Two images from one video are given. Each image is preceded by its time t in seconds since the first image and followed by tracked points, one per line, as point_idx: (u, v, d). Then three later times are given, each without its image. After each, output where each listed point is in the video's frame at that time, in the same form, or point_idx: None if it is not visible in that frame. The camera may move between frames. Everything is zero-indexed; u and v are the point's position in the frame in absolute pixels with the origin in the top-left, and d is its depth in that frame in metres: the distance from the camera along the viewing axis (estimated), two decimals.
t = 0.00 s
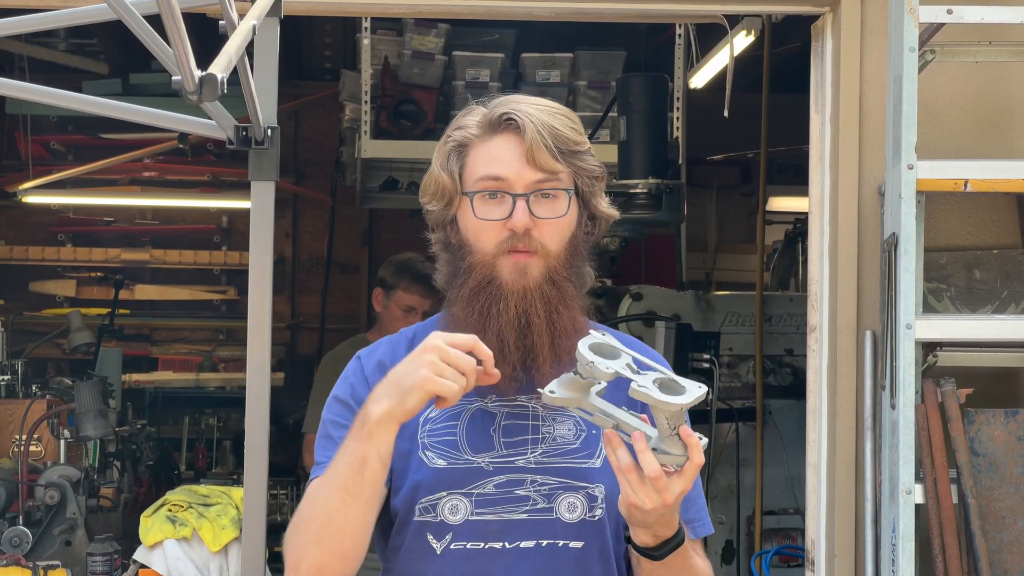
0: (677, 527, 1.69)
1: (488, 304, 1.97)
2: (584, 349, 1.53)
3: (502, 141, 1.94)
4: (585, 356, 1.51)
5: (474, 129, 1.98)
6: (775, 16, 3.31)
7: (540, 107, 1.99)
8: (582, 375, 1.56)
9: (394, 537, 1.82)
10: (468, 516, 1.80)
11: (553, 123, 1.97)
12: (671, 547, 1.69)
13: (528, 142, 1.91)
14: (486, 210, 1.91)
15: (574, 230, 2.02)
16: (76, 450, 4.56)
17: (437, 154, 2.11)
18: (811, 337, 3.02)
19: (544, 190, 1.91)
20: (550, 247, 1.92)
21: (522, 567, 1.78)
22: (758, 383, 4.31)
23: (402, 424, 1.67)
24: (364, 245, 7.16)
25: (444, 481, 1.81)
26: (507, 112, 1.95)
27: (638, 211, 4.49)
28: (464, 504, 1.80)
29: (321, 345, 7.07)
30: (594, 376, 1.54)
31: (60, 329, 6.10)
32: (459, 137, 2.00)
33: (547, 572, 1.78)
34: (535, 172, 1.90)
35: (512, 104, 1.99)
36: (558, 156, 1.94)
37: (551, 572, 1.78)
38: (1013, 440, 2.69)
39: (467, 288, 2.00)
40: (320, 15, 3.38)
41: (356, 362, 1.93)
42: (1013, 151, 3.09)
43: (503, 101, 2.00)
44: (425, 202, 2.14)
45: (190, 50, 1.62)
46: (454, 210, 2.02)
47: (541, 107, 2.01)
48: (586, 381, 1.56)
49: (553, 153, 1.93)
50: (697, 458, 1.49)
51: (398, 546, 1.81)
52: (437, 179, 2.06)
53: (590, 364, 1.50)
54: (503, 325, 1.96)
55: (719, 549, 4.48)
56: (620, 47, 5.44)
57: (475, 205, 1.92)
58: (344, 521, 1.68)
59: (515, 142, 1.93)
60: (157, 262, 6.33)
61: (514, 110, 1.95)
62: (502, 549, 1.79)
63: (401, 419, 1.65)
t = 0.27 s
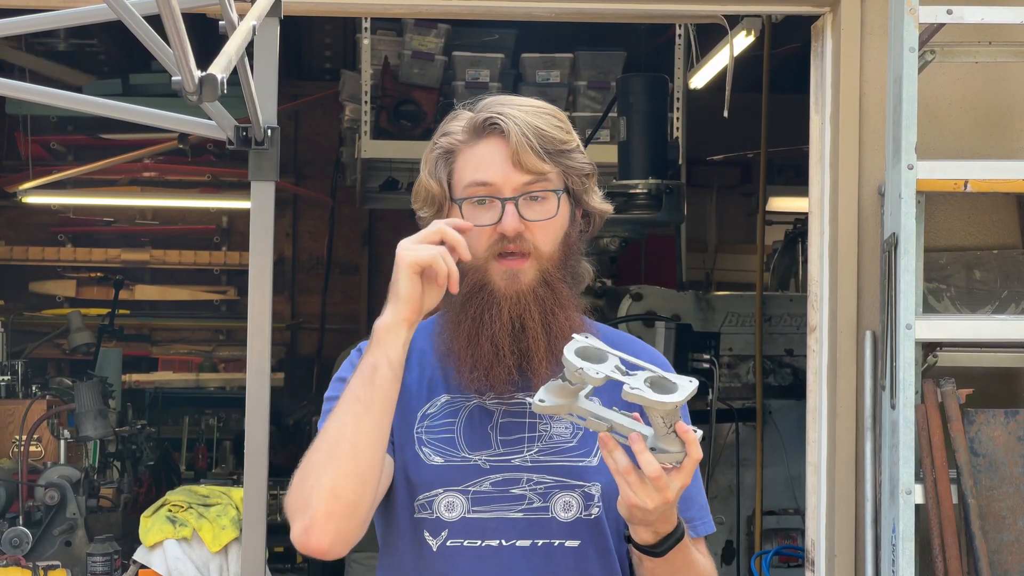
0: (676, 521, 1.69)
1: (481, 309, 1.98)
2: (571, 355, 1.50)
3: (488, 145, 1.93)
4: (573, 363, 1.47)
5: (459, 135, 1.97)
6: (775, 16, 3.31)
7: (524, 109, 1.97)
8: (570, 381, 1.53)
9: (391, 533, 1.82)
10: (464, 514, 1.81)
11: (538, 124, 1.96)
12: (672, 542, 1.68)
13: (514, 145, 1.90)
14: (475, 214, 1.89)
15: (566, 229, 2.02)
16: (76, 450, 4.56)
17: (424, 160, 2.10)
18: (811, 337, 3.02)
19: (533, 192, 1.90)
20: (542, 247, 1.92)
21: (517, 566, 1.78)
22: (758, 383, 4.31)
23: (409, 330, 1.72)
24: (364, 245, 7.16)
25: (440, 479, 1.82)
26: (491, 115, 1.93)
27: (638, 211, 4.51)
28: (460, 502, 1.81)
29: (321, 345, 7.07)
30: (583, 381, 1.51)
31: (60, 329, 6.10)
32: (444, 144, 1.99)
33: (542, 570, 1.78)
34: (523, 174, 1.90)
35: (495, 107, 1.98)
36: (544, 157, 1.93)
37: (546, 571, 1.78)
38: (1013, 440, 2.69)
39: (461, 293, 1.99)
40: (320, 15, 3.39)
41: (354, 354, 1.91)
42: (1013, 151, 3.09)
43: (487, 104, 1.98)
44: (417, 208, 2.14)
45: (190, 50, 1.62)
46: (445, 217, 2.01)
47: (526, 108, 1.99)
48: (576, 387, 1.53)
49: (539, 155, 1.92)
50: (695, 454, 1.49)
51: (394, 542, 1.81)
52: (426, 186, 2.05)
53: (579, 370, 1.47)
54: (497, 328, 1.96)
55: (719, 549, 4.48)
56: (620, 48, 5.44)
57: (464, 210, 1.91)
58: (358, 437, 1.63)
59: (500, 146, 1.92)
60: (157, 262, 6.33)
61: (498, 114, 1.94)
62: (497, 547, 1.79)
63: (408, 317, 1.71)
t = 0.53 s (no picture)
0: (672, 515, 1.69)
1: (479, 311, 1.99)
2: (558, 352, 1.50)
3: (480, 149, 1.92)
4: (560, 358, 1.47)
5: (452, 139, 1.97)
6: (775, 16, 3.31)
7: (517, 111, 1.97)
8: (559, 377, 1.53)
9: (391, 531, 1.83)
10: (463, 511, 1.80)
11: (530, 125, 1.95)
12: (668, 535, 1.68)
13: (506, 148, 1.90)
14: (470, 218, 1.90)
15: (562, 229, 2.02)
16: (76, 450, 4.56)
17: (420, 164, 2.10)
18: (811, 337, 3.02)
19: (527, 194, 1.90)
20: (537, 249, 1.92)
21: (516, 563, 1.78)
22: (757, 383, 4.30)
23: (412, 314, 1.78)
24: (364, 245, 7.16)
25: (439, 476, 1.82)
26: (483, 119, 1.93)
27: (638, 211, 4.57)
28: (459, 500, 1.80)
29: (321, 345, 7.07)
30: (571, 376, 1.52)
31: (60, 329, 6.10)
32: (438, 149, 1.99)
33: (541, 568, 1.78)
34: (516, 177, 1.89)
35: (488, 110, 1.97)
36: (538, 158, 1.93)
37: (545, 568, 1.78)
38: (1013, 440, 2.69)
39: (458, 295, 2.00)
40: (320, 15, 3.38)
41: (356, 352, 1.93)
42: (1013, 151, 3.09)
43: (480, 107, 1.98)
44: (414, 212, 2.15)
45: (190, 50, 1.62)
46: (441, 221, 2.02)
47: (519, 109, 1.99)
48: (564, 382, 1.53)
49: (533, 157, 1.92)
50: (686, 442, 1.48)
51: (394, 540, 1.82)
52: (422, 191, 2.05)
53: (567, 365, 1.47)
54: (494, 330, 1.97)
55: (719, 549, 4.48)
56: (620, 48, 5.44)
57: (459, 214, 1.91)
58: (361, 420, 1.65)
59: (493, 149, 1.92)
60: (157, 261, 6.33)
61: (490, 118, 1.93)
62: (496, 544, 1.79)
63: (410, 299, 1.78)
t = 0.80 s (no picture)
0: (669, 511, 1.69)
1: (475, 310, 1.99)
2: (555, 346, 1.50)
3: (478, 147, 1.93)
4: (556, 352, 1.48)
5: (450, 136, 1.98)
6: (775, 15, 3.31)
7: (514, 109, 1.98)
8: (557, 371, 1.54)
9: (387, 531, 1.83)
10: (459, 512, 1.80)
11: (528, 124, 1.96)
12: (665, 530, 1.68)
13: (504, 145, 1.90)
14: (468, 215, 1.89)
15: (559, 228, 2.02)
16: (76, 450, 4.56)
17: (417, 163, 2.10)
18: (811, 337, 3.02)
19: (525, 191, 1.91)
20: (534, 247, 1.92)
21: (513, 563, 1.78)
22: (757, 384, 4.30)
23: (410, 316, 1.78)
24: (364, 245, 7.16)
25: (435, 477, 1.82)
26: (481, 117, 1.94)
27: (638, 211, 4.66)
28: (455, 500, 1.80)
29: (321, 345, 7.07)
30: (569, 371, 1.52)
31: (60, 329, 6.10)
32: (436, 146, 2.00)
33: (538, 567, 1.78)
34: (513, 174, 1.90)
35: (486, 108, 1.98)
36: (535, 157, 1.94)
37: (542, 568, 1.77)
38: (1013, 440, 2.69)
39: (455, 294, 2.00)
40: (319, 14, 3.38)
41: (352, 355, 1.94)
42: (1013, 151, 3.09)
43: (478, 105, 1.99)
44: (411, 211, 2.15)
45: (190, 50, 1.62)
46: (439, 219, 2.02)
47: (517, 108, 2.00)
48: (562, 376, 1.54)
49: (530, 155, 1.92)
50: (682, 437, 1.48)
51: (391, 541, 1.82)
52: (420, 189, 2.06)
53: (563, 359, 1.47)
54: (491, 329, 1.97)
55: (719, 549, 4.47)
56: (620, 48, 5.44)
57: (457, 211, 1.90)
58: (355, 421, 1.65)
59: (491, 146, 1.92)
60: (157, 262, 6.32)
61: (488, 115, 1.94)
62: (492, 544, 1.79)
63: (409, 302, 1.76)
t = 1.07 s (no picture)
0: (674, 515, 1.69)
1: (470, 310, 1.98)
2: (562, 352, 1.49)
3: (477, 143, 1.93)
4: (564, 359, 1.47)
5: (448, 133, 1.97)
6: (775, 15, 3.31)
7: (514, 107, 1.98)
8: (563, 377, 1.53)
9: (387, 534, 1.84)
10: (458, 514, 1.81)
11: (527, 122, 1.96)
12: (670, 535, 1.68)
13: (503, 142, 1.90)
14: (465, 211, 1.88)
15: (557, 228, 2.01)
16: (76, 450, 4.56)
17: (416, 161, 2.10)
18: (811, 337, 3.02)
19: (523, 189, 1.90)
20: (531, 245, 1.90)
21: (512, 565, 1.77)
22: (757, 384, 4.30)
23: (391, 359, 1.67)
24: (364, 245, 7.16)
25: (434, 479, 1.82)
26: (479, 114, 1.94)
27: (639, 211, 4.64)
28: (454, 502, 1.81)
29: (321, 345, 7.07)
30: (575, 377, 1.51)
31: (60, 329, 6.10)
32: (434, 143, 1.99)
33: (538, 569, 1.77)
34: (511, 171, 1.89)
35: (485, 106, 1.98)
36: (533, 155, 1.94)
37: (542, 569, 1.77)
38: (1013, 440, 2.69)
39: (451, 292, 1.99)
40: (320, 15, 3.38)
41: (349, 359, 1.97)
42: (1013, 151, 3.09)
43: (477, 103, 1.99)
44: (409, 210, 2.15)
45: (190, 50, 1.62)
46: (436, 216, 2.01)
47: (515, 106, 2.00)
48: (567, 382, 1.53)
49: (528, 153, 1.92)
50: (689, 446, 1.48)
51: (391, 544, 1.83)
52: (417, 185, 2.05)
53: (571, 367, 1.46)
54: (486, 327, 1.96)
55: (719, 549, 4.47)
56: (620, 47, 5.44)
57: (453, 208, 1.89)
58: (329, 471, 1.65)
59: (490, 143, 1.92)
60: (157, 261, 6.33)
61: (487, 112, 1.94)
62: (492, 546, 1.79)
63: (392, 350, 1.65)
